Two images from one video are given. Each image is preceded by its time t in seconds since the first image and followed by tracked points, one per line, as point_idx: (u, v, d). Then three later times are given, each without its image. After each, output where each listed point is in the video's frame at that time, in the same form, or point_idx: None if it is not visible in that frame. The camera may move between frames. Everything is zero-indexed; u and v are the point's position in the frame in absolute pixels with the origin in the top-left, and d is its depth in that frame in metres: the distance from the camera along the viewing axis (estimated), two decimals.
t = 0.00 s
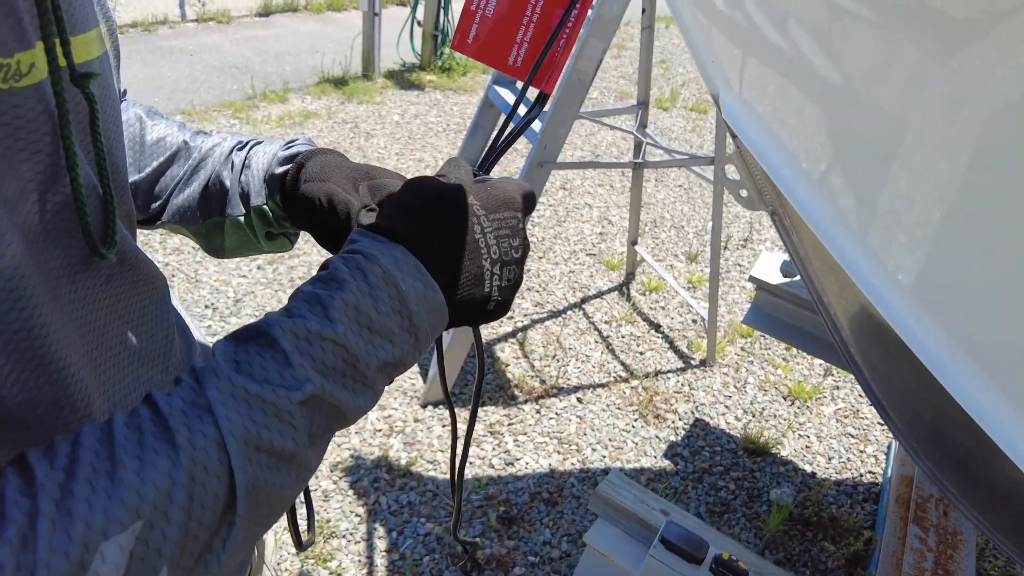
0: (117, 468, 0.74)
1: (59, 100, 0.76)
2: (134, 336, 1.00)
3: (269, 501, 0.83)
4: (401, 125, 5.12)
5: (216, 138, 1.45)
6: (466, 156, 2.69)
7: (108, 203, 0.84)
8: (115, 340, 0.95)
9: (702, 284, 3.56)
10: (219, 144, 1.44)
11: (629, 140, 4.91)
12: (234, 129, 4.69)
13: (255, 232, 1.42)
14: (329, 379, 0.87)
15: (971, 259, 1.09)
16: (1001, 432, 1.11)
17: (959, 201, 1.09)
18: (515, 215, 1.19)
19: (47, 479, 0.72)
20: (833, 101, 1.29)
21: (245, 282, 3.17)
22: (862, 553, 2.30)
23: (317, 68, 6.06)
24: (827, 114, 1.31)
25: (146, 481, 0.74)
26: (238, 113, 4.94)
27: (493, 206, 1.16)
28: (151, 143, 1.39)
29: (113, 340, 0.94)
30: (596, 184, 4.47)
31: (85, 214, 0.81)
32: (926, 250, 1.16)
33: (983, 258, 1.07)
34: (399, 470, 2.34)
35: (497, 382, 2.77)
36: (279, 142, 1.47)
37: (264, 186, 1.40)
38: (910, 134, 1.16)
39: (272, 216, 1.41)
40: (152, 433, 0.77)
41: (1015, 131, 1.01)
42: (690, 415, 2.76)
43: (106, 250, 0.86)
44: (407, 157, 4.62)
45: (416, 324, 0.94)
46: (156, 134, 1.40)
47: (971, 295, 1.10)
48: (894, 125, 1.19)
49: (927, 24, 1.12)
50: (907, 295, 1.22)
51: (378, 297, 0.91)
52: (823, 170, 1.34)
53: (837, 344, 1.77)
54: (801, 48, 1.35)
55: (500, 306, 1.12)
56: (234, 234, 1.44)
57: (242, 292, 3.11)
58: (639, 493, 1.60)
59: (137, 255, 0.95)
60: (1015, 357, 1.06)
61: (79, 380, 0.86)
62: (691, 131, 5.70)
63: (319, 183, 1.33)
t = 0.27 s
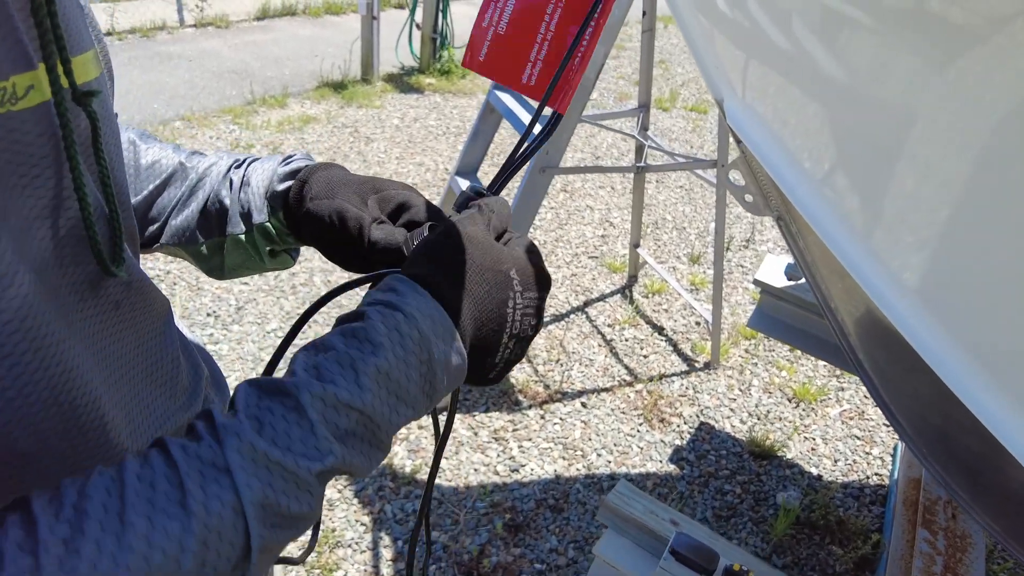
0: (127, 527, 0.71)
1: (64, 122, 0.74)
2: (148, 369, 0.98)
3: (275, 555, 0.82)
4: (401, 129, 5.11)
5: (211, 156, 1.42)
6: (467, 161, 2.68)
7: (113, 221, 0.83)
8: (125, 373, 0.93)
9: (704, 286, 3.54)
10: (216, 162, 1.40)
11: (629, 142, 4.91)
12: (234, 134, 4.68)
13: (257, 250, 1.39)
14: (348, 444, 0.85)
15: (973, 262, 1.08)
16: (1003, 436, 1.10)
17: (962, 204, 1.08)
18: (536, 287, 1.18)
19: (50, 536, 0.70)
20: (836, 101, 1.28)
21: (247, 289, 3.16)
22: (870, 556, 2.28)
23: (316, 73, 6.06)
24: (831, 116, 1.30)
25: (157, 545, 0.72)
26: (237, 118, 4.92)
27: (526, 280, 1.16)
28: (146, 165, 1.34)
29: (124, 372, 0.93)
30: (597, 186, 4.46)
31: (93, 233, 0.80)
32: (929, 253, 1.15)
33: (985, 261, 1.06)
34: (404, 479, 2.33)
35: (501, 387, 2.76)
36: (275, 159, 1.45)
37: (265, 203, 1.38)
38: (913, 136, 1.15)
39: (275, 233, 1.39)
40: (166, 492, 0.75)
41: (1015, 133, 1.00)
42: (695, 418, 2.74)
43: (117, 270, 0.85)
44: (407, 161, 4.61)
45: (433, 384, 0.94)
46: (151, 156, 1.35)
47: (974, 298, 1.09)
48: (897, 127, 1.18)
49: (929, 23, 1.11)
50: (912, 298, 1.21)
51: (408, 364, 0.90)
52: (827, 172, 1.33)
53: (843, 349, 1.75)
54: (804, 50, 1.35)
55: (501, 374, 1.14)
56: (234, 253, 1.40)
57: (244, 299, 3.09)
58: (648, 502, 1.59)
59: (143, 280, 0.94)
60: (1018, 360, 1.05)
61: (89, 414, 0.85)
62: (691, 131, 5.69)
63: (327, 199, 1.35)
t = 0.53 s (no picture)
0: (122, 531, 0.68)
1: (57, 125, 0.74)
2: (153, 379, 0.97)
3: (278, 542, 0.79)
4: (400, 131, 5.10)
5: (198, 180, 1.39)
6: (468, 163, 2.67)
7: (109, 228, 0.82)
8: (132, 382, 0.92)
9: (708, 283, 3.53)
10: (202, 186, 1.38)
11: (628, 140, 4.90)
12: (233, 140, 4.67)
13: (243, 280, 1.38)
14: (325, 418, 0.83)
15: (981, 254, 1.07)
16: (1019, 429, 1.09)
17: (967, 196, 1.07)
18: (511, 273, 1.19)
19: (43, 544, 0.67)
20: (839, 95, 1.27)
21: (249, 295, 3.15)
22: (881, 552, 2.27)
23: (313, 77, 6.05)
24: (834, 109, 1.29)
25: (151, 541, 0.68)
26: (236, 124, 4.91)
27: (472, 251, 1.16)
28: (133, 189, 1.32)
29: (131, 381, 0.92)
30: (598, 185, 4.45)
31: (89, 236, 0.79)
32: (936, 245, 1.14)
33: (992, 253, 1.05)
34: (410, 482, 2.32)
35: (506, 389, 2.74)
36: (262, 187, 1.41)
37: (249, 236, 1.34)
38: (917, 127, 1.14)
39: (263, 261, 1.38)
40: (153, 488, 0.73)
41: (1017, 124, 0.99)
42: (702, 416, 2.73)
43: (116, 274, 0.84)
44: (407, 163, 4.60)
45: (404, 355, 0.90)
46: (137, 178, 1.34)
47: (982, 290, 1.08)
48: (900, 119, 1.16)
49: (930, 14, 1.10)
50: (921, 291, 1.20)
51: (367, 334, 0.88)
52: (832, 166, 1.32)
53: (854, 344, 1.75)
54: (805, 43, 1.33)
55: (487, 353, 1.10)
56: (220, 282, 1.38)
57: (246, 305, 3.08)
58: (659, 502, 1.57)
59: (148, 287, 0.92)
60: None
61: (103, 429, 0.84)
62: (691, 129, 5.68)
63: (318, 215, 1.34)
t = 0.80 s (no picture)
0: (207, 527, 0.69)
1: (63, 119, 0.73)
2: (171, 383, 0.96)
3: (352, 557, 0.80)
4: (398, 133, 5.08)
5: (197, 182, 1.37)
6: (468, 162, 2.66)
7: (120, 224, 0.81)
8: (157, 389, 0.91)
9: (710, 278, 3.52)
10: (202, 190, 1.35)
11: (627, 137, 4.89)
12: (231, 145, 4.66)
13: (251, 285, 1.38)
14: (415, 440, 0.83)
15: (998, 240, 1.06)
16: None
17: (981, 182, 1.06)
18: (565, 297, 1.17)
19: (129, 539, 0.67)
20: (842, 86, 1.26)
21: (251, 300, 3.13)
22: (893, 544, 2.25)
23: (309, 81, 6.04)
24: (838, 100, 1.28)
25: (242, 545, 0.70)
26: (233, 130, 4.90)
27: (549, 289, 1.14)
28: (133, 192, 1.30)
29: (155, 388, 0.90)
30: (597, 183, 4.44)
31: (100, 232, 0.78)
32: (949, 233, 1.13)
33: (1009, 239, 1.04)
34: (418, 485, 2.30)
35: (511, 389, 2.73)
36: (264, 190, 1.40)
37: (255, 240, 1.34)
38: (926, 115, 1.13)
39: (270, 266, 1.38)
40: (243, 492, 0.73)
41: None
42: (708, 411, 2.72)
43: (126, 273, 0.83)
44: (405, 165, 4.58)
45: (482, 378, 0.93)
46: (133, 181, 1.31)
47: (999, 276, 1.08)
48: (908, 108, 1.15)
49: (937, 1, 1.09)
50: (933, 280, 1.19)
51: (464, 358, 0.90)
52: (836, 157, 1.31)
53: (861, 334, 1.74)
54: (807, 33, 1.32)
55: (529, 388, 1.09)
56: (227, 286, 1.38)
57: (248, 310, 3.07)
58: (672, 498, 1.55)
59: (154, 289, 0.91)
60: None
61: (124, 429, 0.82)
62: (688, 124, 5.67)
63: (333, 232, 1.34)
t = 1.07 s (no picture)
0: (191, 531, 0.65)
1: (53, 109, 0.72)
2: (168, 389, 0.94)
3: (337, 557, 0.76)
4: (389, 135, 5.06)
5: (156, 197, 1.34)
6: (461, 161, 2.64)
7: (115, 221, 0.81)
8: (150, 397, 0.88)
9: (706, 272, 3.51)
10: (159, 205, 1.32)
11: (619, 134, 4.88)
12: (221, 151, 4.63)
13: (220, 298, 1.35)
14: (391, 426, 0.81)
15: (1000, 226, 1.05)
16: None
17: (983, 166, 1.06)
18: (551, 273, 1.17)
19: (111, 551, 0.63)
20: (836, 75, 1.25)
21: (245, 306, 3.11)
22: (897, 534, 2.24)
23: (299, 85, 6.01)
24: (834, 88, 1.26)
25: (227, 546, 0.65)
26: (223, 135, 4.87)
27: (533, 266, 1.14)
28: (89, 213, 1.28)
29: (147, 394, 0.88)
30: (591, 179, 4.42)
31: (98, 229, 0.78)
32: (951, 220, 1.12)
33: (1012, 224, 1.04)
34: (419, 487, 2.28)
35: (510, 388, 2.71)
36: (228, 203, 1.36)
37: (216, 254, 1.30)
38: (924, 100, 1.12)
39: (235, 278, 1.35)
40: (224, 493, 0.69)
41: None
42: (708, 406, 2.71)
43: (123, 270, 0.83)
44: (398, 166, 4.56)
45: (459, 359, 0.91)
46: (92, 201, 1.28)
47: (1001, 261, 1.07)
48: (906, 93, 1.14)
49: None
50: (936, 267, 1.18)
51: (436, 338, 0.88)
52: (833, 146, 1.30)
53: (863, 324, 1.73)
54: (801, 21, 1.30)
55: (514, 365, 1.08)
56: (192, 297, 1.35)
57: (243, 315, 3.04)
58: (678, 495, 1.53)
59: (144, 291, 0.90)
60: None
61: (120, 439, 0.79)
62: (680, 119, 5.67)
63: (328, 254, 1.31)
